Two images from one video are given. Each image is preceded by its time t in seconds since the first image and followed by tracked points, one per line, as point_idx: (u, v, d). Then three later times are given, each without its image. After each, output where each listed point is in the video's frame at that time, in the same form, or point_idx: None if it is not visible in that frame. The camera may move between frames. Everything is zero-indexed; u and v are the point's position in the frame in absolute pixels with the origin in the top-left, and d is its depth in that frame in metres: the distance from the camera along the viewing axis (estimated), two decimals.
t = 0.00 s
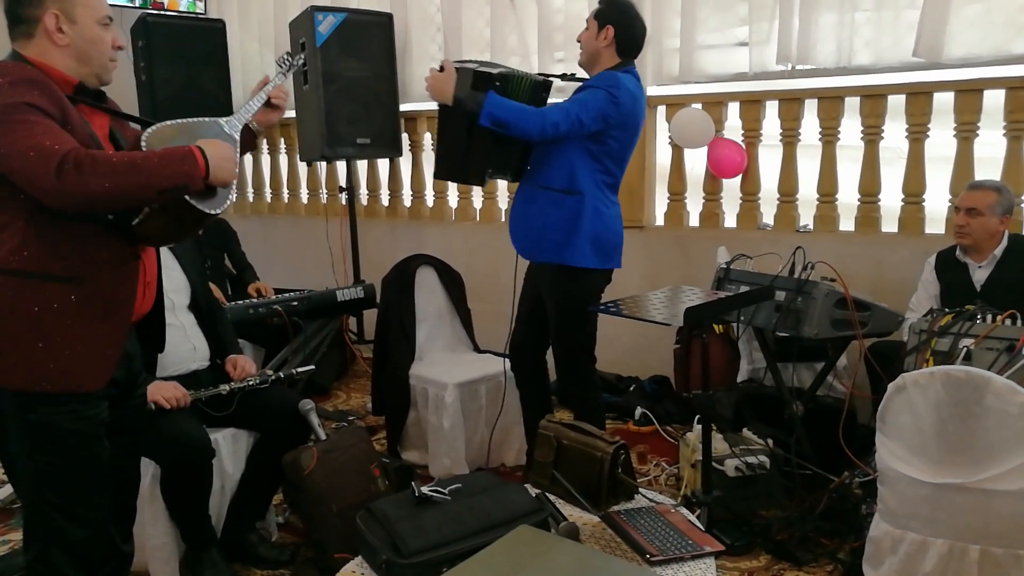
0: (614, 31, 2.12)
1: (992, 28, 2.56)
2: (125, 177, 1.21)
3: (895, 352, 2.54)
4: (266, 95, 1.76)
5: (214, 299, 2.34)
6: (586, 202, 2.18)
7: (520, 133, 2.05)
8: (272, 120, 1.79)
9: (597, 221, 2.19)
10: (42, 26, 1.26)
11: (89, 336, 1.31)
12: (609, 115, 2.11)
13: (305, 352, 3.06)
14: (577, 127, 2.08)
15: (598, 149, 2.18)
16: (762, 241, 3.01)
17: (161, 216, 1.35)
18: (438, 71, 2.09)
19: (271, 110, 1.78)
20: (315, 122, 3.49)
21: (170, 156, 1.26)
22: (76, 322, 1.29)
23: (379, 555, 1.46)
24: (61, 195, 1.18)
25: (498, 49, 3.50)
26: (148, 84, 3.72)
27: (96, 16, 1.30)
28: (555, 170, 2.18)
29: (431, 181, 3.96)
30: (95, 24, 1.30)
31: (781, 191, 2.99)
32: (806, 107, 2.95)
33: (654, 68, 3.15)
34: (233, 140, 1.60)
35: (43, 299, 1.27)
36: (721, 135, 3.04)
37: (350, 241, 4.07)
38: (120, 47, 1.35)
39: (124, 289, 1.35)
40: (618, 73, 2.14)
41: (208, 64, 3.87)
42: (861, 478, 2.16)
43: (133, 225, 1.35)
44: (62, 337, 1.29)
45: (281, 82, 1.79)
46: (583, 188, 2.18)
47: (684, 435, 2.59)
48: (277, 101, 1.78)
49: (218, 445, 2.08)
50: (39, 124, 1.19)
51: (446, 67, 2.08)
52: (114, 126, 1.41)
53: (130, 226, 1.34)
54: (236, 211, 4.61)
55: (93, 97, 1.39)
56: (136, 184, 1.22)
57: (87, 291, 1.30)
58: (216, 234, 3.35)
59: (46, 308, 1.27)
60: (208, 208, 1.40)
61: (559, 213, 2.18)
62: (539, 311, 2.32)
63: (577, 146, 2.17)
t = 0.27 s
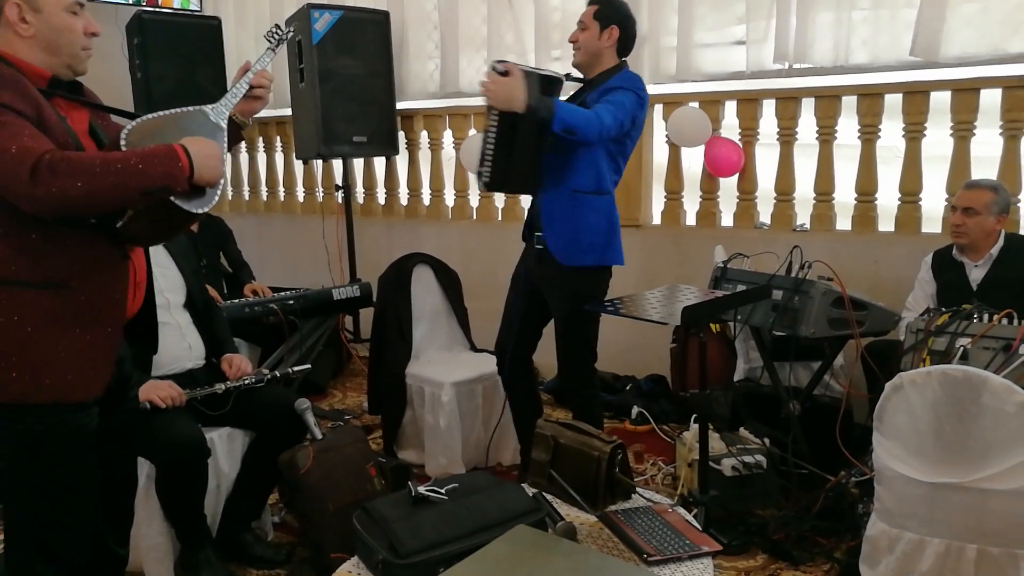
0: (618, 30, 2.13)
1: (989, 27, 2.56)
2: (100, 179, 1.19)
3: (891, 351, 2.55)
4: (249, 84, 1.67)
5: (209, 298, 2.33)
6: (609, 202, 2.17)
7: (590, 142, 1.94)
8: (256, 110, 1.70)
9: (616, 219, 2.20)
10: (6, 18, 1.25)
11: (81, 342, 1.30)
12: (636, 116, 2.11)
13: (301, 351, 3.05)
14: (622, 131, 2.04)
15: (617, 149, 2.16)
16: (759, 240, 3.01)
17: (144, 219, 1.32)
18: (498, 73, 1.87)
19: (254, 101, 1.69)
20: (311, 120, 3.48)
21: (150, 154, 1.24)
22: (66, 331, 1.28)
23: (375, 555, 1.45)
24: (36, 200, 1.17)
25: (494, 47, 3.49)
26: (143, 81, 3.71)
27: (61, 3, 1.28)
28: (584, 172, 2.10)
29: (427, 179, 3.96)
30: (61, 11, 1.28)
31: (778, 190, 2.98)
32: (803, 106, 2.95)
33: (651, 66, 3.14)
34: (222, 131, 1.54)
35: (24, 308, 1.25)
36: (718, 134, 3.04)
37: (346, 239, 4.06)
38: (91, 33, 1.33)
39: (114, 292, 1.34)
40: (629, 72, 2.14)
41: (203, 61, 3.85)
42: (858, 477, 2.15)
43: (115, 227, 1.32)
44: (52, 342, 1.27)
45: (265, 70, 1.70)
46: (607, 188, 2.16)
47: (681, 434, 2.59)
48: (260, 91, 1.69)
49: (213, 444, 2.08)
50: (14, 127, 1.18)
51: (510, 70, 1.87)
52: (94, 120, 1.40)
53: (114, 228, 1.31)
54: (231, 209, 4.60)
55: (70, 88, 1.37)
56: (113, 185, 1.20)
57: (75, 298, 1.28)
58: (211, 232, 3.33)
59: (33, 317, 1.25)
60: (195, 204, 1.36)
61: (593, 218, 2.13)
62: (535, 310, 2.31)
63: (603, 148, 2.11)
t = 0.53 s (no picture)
0: (617, 45, 2.17)
1: (988, 35, 2.56)
2: (92, 220, 1.16)
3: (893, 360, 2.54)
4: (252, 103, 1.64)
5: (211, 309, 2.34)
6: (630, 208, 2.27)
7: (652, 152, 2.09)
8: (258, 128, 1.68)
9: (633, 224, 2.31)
10: None
11: (80, 365, 1.29)
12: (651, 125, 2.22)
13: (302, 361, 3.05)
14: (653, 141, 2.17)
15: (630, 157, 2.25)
16: (759, 249, 3.01)
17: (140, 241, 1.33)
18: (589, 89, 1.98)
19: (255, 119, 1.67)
20: (311, 130, 3.49)
21: (143, 189, 1.21)
22: (65, 354, 1.27)
23: (377, 567, 1.45)
24: (31, 242, 1.15)
25: (494, 58, 3.50)
26: (144, 92, 3.72)
27: (22, 5, 1.26)
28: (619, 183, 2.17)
29: (427, 189, 3.96)
30: (22, 14, 1.26)
31: (778, 199, 2.99)
32: (803, 115, 2.96)
33: (651, 76, 3.15)
34: (222, 152, 1.50)
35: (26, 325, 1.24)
36: (718, 144, 3.05)
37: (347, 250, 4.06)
38: (60, 33, 1.32)
39: (110, 312, 1.33)
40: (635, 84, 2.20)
41: (204, 72, 3.86)
42: (861, 488, 2.13)
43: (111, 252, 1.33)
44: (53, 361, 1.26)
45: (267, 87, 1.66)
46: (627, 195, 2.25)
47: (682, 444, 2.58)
48: (260, 109, 1.67)
49: (214, 455, 2.07)
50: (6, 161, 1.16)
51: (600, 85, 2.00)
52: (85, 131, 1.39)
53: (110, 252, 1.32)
54: (232, 220, 4.60)
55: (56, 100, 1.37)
56: (106, 226, 1.17)
57: (73, 320, 1.27)
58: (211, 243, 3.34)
59: (31, 342, 1.24)
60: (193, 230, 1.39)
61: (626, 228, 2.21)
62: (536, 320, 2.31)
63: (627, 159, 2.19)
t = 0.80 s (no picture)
0: (609, 59, 2.16)
1: (987, 52, 2.58)
2: (100, 206, 1.18)
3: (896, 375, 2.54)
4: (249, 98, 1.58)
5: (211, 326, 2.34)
6: (627, 221, 2.19)
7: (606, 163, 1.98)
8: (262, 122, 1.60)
9: (641, 237, 2.23)
10: None
11: (86, 376, 1.29)
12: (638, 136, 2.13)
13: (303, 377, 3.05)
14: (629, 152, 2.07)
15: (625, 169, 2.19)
16: (761, 264, 3.01)
17: (144, 240, 1.32)
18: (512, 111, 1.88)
19: (258, 114, 1.59)
20: (314, 147, 3.50)
21: (146, 173, 1.22)
22: (71, 364, 1.27)
23: None
24: (44, 237, 1.16)
25: (496, 75, 3.52)
26: (148, 109, 3.75)
27: (15, 19, 1.27)
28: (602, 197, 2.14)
29: (429, 205, 3.98)
30: (16, 28, 1.27)
31: (779, 215, 2.99)
32: (803, 131, 2.97)
33: (652, 93, 3.17)
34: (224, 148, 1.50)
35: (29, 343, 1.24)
36: (719, 160, 3.06)
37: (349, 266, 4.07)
38: (57, 47, 1.32)
39: (117, 322, 1.33)
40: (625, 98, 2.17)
41: (207, 89, 3.89)
42: (864, 504, 2.13)
43: (117, 254, 1.33)
44: (57, 376, 1.26)
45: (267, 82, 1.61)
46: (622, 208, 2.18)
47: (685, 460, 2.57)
48: (262, 103, 1.59)
49: (215, 472, 2.08)
50: (10, 160, 1.18)
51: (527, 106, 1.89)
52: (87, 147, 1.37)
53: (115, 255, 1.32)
54: (234, 236, 4.62)
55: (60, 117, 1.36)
56: (113, 213, 1.18)
57: (79, 331, 1.28)
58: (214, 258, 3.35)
59: (35, 353, 1.24)
60: (196, 225, 1.35)
61: (625, 240, 2.17)
62: (538, 336, 2.31)
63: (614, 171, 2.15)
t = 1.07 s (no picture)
0: (617, 61, 2.15)
1: (1001, 55, 2.57)
2: (100, 202, 1.17)
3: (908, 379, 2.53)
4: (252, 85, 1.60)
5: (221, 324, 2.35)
6: (595, 224, 2.17)
7: (523, 154, 2.09)
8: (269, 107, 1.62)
9: (611, 244, 2.18)
10: None
11: (103, 373, 1.28)
12: (610, 136, 2.10)
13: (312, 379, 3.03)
14: (578, 149, 2.08)
15: (604, 171, 2.17)
16: (772, 267, 3.01)
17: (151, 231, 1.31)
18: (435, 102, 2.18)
19: (263, 101, 1.61)
20: (325, 148, 3.52)
21: (148, 170, 1.22)
22: (87, 361, 1.26)
23: None
24: (42, 233, 1.16)
25: (507, 77, 3.53)
26: (161, 110, 3.78)
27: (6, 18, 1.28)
28: (565, 195, 2.20)
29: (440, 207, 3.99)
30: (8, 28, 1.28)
31: (790, 218, 2.99)
32: (815, 133, 2.96)
33: (663, 95, 3.17)
34: (227, 136, 1.47)
35: (35, 341, 1.23)
36: (730, 162, 3.06)
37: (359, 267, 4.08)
38: (50, 45, 1.33)
39: (133, 320, 1.33)
40: (620, 98, 2.15)
41: (220, 90, 3.92)
42: (875, 507, 2.10)
43: (127, 247, 1.32)
44: (74, 375, 1.25)
45: (271, 68, 1.63)
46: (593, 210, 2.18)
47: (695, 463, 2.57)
48: (266, 89, 1.61)
49: (227, 472, 2.09)
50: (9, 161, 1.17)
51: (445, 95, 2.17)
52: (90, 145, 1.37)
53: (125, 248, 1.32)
54: (246, 237, 4.64)
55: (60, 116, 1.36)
56: (114, 209, 1.18)
57: (94, 328, 1.27)
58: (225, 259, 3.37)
59: (52, 352, 1.24)
60: (204, 214, 1.34)
61: (588, 236, 2.16)
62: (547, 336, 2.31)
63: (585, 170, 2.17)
